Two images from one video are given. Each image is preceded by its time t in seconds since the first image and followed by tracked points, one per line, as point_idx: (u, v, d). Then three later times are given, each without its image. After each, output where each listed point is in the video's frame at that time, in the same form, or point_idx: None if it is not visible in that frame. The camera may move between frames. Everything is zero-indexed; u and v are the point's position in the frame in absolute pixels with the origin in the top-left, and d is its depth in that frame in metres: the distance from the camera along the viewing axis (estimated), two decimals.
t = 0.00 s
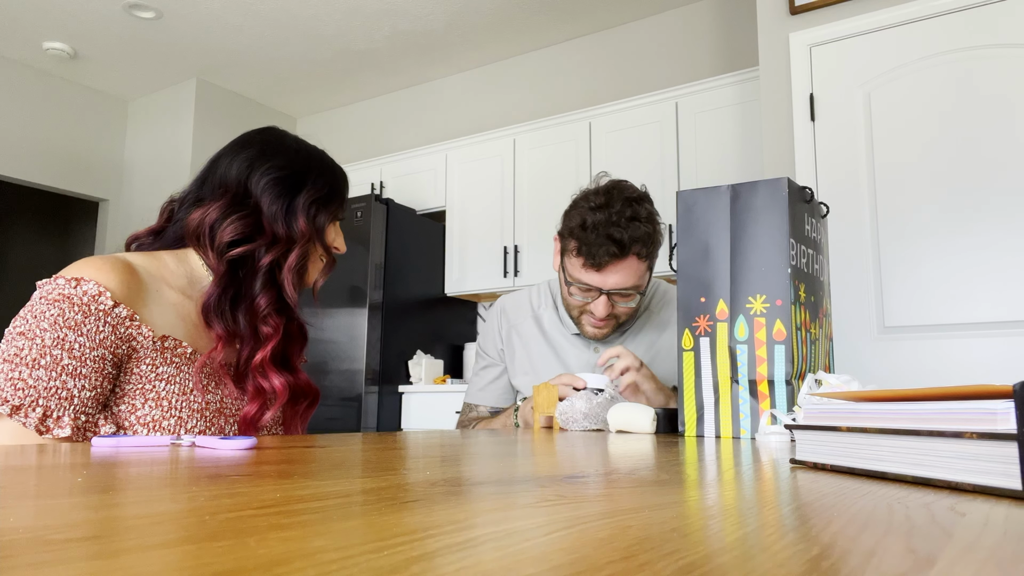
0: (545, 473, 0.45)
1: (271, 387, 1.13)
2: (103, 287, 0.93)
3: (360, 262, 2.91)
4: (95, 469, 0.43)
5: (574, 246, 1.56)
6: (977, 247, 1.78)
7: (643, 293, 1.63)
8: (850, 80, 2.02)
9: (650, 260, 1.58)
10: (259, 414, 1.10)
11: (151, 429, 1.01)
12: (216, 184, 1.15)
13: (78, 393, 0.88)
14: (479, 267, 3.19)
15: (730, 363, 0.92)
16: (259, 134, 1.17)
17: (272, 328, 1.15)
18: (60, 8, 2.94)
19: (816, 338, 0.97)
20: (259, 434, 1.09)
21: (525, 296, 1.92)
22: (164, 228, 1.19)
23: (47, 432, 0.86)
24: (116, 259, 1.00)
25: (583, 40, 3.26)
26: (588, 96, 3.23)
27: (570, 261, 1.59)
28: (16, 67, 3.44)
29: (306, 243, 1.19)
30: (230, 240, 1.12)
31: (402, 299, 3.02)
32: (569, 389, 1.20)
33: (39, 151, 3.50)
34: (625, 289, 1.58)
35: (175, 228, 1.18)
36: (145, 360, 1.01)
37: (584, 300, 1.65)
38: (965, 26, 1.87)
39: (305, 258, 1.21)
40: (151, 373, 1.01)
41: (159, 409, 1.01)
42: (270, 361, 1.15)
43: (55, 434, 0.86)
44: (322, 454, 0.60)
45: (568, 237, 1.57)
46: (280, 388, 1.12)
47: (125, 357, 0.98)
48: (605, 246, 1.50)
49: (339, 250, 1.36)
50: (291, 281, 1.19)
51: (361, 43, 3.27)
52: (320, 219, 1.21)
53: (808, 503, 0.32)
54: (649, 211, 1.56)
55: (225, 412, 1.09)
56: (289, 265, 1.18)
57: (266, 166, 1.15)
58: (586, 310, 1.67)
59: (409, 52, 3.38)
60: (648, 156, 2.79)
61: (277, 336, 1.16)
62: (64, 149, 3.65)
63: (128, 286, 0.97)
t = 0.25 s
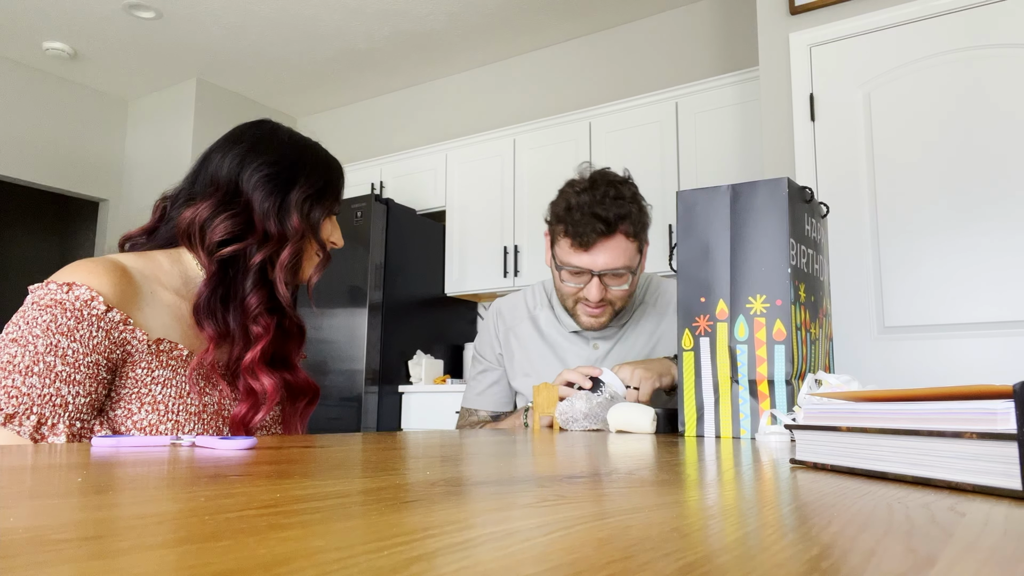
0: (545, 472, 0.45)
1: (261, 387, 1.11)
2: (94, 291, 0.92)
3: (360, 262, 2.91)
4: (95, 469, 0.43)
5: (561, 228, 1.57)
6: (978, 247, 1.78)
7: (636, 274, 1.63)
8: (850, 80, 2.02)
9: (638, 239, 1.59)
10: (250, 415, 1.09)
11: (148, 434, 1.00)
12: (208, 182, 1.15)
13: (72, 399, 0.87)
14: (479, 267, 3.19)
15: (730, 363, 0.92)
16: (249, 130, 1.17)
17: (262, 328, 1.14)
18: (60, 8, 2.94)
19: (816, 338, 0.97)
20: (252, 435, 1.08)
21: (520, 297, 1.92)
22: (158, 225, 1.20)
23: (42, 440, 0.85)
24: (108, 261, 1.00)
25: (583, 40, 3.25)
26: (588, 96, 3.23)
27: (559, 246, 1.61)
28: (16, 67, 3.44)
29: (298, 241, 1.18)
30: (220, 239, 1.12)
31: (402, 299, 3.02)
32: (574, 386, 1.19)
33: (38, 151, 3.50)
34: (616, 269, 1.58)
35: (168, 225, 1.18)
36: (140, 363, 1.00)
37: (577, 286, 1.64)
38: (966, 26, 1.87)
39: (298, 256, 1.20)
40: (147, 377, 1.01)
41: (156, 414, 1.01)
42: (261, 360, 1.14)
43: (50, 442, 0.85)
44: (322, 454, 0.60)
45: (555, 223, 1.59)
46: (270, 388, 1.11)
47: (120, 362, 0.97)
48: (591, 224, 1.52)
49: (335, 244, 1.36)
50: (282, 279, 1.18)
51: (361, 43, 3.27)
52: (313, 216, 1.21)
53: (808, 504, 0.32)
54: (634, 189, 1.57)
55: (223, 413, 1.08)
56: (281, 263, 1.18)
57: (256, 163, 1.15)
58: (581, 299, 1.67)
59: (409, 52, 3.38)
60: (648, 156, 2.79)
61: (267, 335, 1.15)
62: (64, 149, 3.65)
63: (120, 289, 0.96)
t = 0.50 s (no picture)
0: (545, 473, 0.45)
1: (251, 388, 1.09)
2: (87, 295, 0.92)
3: (360, 262, 2.91)
4: (95, 469, 0.43)
5: (543, 224, 1.60)
6: (978, 247, 1.78)
7: (621, 261, 1.64)
8: (850, 80, 2.02)
9: (620, 227, 1.61)
10: (238, 416, 1.07)
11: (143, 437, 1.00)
12: (201, 179, 1.12)
13: (66, 404, 0.87)
14: (479, 267, 3.19)
15: (730, 363, 0.92)
16: (243, 125, 1.14)
17: (253, 329, 1.12)
18: (60, 8, 2.94)
19: (816, 338, 0.97)
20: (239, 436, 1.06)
21: (510, 300, 1.92)
22: (151, 224, 1.18)
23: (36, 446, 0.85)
24: (101, 263, 0.99)
25: (583, 40, 3.25)
26: (588, 96, 3.23)
27: (543, 242, 1.63)
28: (17, 67, 3.44)
29: (293, 239, 1.16)
30: (213, 238, 1.09)
31: (402, 299, 3.02)
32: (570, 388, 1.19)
33: (38, 151, 3.50)
34: (602, 258, 1.60)
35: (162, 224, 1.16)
36: (135, 367, 1.00)
37: (565, 281, 1.63)
38: (966, 26, 1.87)
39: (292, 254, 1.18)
40: (142, 380, 1.00)
41: (151, 417, 1.00)
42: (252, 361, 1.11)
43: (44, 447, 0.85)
44: (321, 454, 0.60)
45: (536, 220, 1.62)
46: (260, 390, 1.08)
47: (114, 365, 0.97)
48: (572, 215, 1.55)
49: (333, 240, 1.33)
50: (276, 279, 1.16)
51: (361, 43, 3.27)
52: (309, 213, 1.18)
53: (807, 504, 0.32)
54: (609, 178, 1.61)
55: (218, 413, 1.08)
56: (276, 262, 1.15)
57: (251, 160, 1.12)
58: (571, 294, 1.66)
59: (409, 52, 3.38)
60: (648, 156, 2.79)
61: (258, 336, 1.13)
62: (64, 149, 3.65)
63: (113, 293, 0.96)
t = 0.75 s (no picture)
0: (544, 473, 0.45)
1: (250, 397, 1.06)
2: (90, 303, 0.88)
3: (360, 262, 2.91)
4: (96, 470, 0.43)
5: (541, 220, 1.60)
6: (978, 247, 1.78)
7: (620, 255, 1.64)
8: (850, 80, 2.02)
9: (618, 221, 1.61)
10: (237, 424, 1.04)
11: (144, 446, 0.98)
12: (197, 184, 1.12)
13: (66, 414, 0.84)
14: (479, 266, 3.19)
15: (730, 363, 0.92)
16: (235, 125, 1.13)
17: (251, 336, 1.10)
18: (60, 8, 2.94)
19: (816, 338, 0.97)
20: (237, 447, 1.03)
21: (506, 301, 1.92)
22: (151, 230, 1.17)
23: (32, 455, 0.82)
24: (104, 267, 0.96)
25: (583, 39, 3.25)
26: (588, 96, 3.23)
27: (542, 238, 1.62)
28: (17, 67, 3.45)
29: (291, 240, 1.14)
30: (208, 244, 1.09)
31: (402, 299, 3.02)
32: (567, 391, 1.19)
33: (38, 150, 3.50)
34: (602, 251, 1.59)
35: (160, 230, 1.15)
36: (138, 374, 0.97)
37: (565, 277, 1.64)
38: (965, 26, 1.88)
39: (291, 255, 1.16)
40: (145, 387, 0.98)
41: (155, 424, 0.99)
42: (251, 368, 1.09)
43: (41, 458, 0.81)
44: (321, 454, 0.60)
45: (534, 217, 1.62)
46: (260, 399, 1.06)
47: (116, 373, 0.95)
48: (571, 209, 1.56)
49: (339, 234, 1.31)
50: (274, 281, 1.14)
51: (361, 43, 3.27)
52: (306, 211, 1.17)
53: (808, 504, 0.32)
54: (604, 173, 1.62)
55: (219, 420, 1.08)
56: (274, 264, 1.14)
57: (244, 160, 1.11)
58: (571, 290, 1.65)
59: (409, 52, 3.38)
60: (648, 156, 2.79)
61: (257, 343, 1.11)
62: (63, 149, 3.65)
63: (117, 299, 0.93)
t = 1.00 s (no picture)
0: (544, 472, 0.45)
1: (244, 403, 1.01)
2: (89, 306, 0.85)
3: (360, 262, 2.91)
4: (96, 470, 0.43)
5: (546, 218, 1.61)
6: (978, 247, 1.78)
7: (624, 253, 1.64)
8: (850, 80, 2.02)
9: (622, 219, 1.63)
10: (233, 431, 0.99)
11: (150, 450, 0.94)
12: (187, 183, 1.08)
13: (70, 419, 0.81)
14: (479, 266, 3.19)
15: (730, 363, 0.92)
16: (222, 119, 1.08)
17: (244, 339, 1.05)
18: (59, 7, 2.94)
19: (816, 338, 0.97)
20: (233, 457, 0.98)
21: (506, 300, 1.92)
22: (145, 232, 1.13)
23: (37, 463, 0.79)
24: (101, 269, 0.93)
25: (583, 40, 3.25)
26: (588, 96, 3.22)
27: (547, 236, 1.63)
28: (17, 67, 3.45)
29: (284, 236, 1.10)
30: (198, 246, 1.04)
31: (402, 299, 3.03)
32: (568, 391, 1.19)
33: (37, 150, 3.50)
34: (607, 250, 1.60)
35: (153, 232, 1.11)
36: (140, 376, 0.94)
37: (570, 275, 1.64)
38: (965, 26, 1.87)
39: (285, 252, 1.11)
40: (148, 390, 0.95)
41: (159, 428, 0.95)
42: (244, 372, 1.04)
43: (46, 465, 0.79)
44: (321, 454, 0.60)
45: (539, 215, 1.63)
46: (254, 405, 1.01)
47: (118, 376, 0.91)
48: (577, 208, 1.57)
49: (340, 225, 1.24)
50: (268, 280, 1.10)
51: (361, 43, 3.27)
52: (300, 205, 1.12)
53: (808, 503, 0.32)
54: (608, 171, 1.63)
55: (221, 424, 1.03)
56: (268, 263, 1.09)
57: (232, 155, 1.06)
58: (576, 288, 1.66)
59: (410, 52, 3.38)
60: (648, 156, 2.79)
61: (252, 346, 1.06)
62: (62, 148, 3.65)
63: (116, 302, 0.90)
